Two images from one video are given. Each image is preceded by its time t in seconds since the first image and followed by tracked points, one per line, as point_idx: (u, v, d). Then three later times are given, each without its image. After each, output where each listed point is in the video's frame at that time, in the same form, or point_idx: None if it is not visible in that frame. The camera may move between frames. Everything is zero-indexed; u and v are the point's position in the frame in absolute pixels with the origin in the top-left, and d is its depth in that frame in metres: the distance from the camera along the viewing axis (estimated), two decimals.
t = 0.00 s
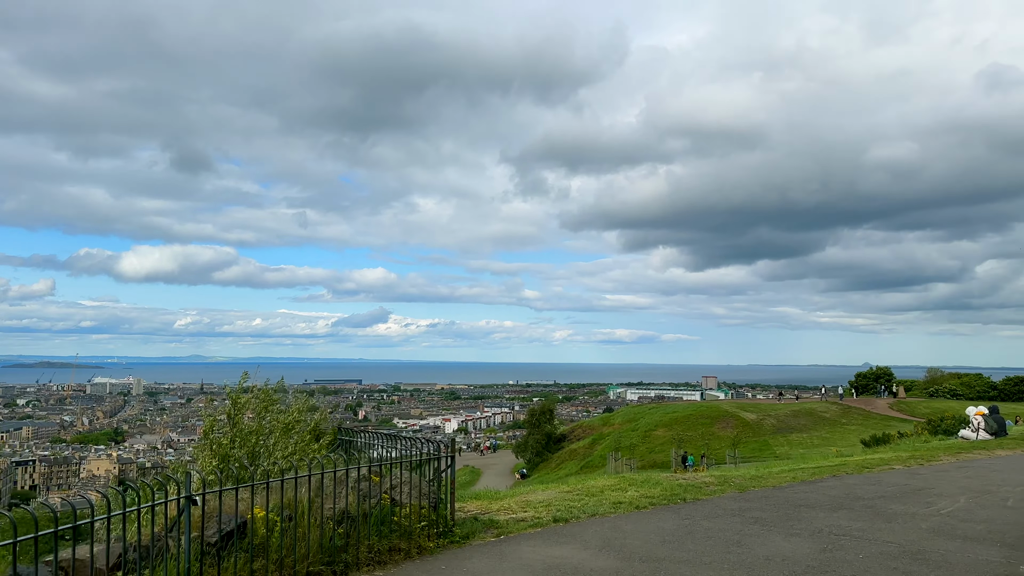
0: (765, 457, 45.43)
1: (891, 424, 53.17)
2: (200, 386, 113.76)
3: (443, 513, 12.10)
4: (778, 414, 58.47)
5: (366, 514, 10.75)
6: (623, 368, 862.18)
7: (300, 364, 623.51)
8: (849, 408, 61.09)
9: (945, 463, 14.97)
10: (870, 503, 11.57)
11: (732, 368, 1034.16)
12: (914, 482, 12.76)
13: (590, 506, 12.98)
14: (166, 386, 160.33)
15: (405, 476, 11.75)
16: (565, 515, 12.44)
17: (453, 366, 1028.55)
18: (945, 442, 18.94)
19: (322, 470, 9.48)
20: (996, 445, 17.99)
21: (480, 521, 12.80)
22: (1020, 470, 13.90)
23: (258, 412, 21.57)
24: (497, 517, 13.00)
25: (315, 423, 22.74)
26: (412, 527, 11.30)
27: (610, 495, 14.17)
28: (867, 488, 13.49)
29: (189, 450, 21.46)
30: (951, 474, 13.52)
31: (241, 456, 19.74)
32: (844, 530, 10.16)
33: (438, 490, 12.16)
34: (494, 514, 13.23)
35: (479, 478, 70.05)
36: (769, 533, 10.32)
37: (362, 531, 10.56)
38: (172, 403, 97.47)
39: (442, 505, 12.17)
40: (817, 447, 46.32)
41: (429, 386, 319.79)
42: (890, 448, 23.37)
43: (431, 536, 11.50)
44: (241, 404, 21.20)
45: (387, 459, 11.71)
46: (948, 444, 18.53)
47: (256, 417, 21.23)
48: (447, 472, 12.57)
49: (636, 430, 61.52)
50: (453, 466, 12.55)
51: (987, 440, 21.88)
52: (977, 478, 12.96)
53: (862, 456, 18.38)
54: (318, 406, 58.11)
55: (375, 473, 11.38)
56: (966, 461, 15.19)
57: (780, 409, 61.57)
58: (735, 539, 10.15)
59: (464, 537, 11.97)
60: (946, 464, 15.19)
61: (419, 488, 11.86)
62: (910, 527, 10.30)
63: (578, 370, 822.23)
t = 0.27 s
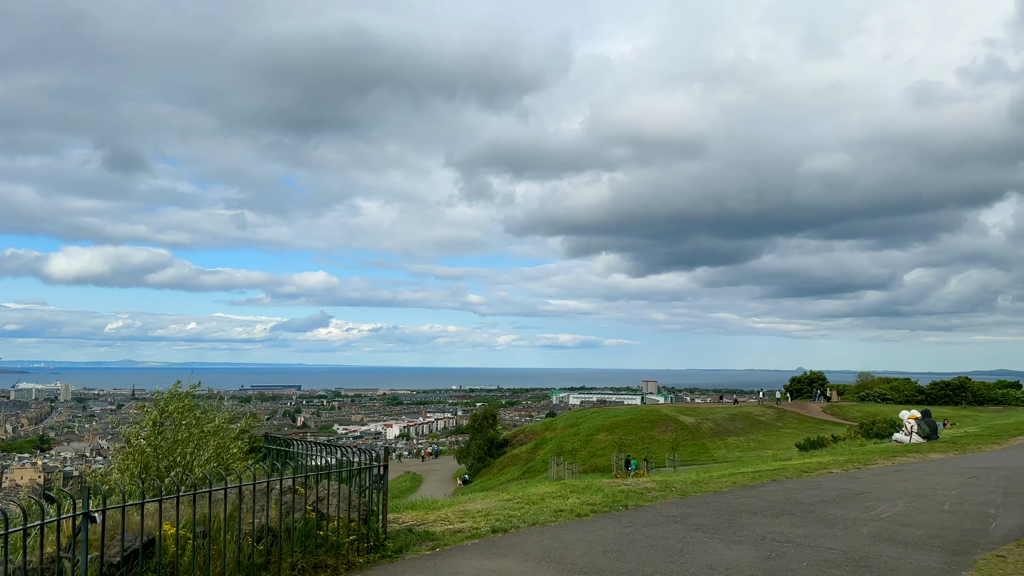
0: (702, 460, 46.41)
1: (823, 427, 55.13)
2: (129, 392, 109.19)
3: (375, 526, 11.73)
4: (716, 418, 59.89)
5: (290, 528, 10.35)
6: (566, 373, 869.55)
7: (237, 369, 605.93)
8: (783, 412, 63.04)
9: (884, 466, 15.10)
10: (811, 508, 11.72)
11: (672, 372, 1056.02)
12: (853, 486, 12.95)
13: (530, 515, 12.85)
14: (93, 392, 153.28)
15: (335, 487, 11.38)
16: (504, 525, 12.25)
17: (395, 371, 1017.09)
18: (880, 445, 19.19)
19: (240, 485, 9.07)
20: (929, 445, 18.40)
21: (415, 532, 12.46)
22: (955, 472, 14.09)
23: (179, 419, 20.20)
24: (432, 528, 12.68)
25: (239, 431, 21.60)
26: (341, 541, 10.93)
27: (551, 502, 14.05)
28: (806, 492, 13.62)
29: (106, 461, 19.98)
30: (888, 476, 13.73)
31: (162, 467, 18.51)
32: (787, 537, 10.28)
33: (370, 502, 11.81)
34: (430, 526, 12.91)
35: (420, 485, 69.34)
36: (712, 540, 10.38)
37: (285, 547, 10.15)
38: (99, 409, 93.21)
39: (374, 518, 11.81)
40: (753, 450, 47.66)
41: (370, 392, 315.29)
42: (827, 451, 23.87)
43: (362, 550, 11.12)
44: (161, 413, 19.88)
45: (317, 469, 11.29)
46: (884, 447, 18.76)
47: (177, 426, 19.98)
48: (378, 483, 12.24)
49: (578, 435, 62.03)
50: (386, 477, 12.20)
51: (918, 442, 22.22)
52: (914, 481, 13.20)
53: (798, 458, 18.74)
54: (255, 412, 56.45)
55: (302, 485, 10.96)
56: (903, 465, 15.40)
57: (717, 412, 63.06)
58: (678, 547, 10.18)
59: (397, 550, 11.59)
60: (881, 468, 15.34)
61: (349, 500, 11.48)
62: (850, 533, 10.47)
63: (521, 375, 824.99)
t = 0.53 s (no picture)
0: (640, 465, 47.28)
1: (755, 431, 56.75)
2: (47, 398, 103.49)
3: (301, 544, 11.32)
4: (653, 422, 60.94)
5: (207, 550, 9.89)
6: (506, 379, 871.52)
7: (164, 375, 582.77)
8: (718, 416, 64.76)
9: (820, 470, 14.86)
10: (753, 518, 11.74)
11: (609, 377, 1071.99)
12: (793, 493, 12.94)
13: (468, 529, 12.61)
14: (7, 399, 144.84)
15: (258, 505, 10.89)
16: (440, 540, 11.97)
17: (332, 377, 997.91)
18: (815, 449, 19.08)
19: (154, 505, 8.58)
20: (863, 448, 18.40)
21: (345, 551, 12.00)
22: (889, 476, 13.98)
23: (92, 431, 18.76)
24: (364, 546, 12.24)
25: (158, 439, 20.35)
26: (262, 563, 10.50)
27: (489, 515, 13.84)
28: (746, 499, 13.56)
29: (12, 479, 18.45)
30: (825, 481, 13.75)
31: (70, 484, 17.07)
32: (729, 549, 10.30)
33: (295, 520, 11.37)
34: (362, 543, 12.49)
35: (356, 493, 68.08)
36: (655, 553, 10.36)
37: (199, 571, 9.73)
38: (15, 417, 88.07)
39: (298, 536, 11.40)
40: (687, 454, 48.71)
41: (306, 399, 308.19)
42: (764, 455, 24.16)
43: (284, 572, 10.70)
44: (74, 423, 18.52)
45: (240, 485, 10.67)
46: (818, 450, 18.59)
47: (92, 439, 18.52)
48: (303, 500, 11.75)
49: (517, 440, 62.12)
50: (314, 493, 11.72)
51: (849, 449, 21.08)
52: (851, 486, 13.21)
53: (735, 463, 18.97)
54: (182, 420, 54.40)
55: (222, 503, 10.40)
56: (839, 467, 15.20)
57: (654, 417, 64.24)
58: (621, 562, 10.13)
59: (325, 571, 11.19)
60: (817, 472, 15.03)
61: (272, 518, 11.03)
62: (792, 543, 10.50)
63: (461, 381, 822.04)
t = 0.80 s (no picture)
0: (575, 470, 47.60)
1: (688, 436, 57.93)
2: None
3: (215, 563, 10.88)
4: (589, 428, 61.52)
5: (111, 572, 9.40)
6: (443, 384, 866.54)
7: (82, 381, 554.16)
8: (652, 421, 65.90)
9: (756, 477, 14.55)
10: (692, 525, 11.58)
11: (546, 383, 1079.83)
12: (730, 501, 12.73)
13: (400, 544, 12.29)
14: None
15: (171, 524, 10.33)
16: (369, 556, 11.61)
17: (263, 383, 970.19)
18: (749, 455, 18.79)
19: (57, 523, 7.80)
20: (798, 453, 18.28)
21: (268, 569, 11.43)
22: (823, 482, 13.72)
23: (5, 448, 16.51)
24: (287, 563, 11.71)
25: (70, 451, 18.98)
26: None
27: (424, 527, 13.55)
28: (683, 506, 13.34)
29: None
30: (761, 488, 13.55)
31: None
32: (668, 558, 10.13)
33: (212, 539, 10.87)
34: (287, 560, 11.98)
35: (287, 503, 66.21)
36: (596, 566, 10.21)
37: None
38: None
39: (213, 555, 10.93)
40: (622, 459, 49.36)
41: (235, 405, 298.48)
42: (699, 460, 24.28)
43: None
44: None
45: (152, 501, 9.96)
46: (753, 455, 18.29)
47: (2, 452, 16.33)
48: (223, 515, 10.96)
49: (453, 447, 61.63)
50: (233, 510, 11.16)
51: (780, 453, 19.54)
52: (786, 493, 12.99)
53: (670, 468, 19.10)
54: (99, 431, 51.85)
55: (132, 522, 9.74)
56: (774, 473, 14.91)
57: (590, 422, 64.87)
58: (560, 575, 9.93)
59: None
60: (754, 479, 14.74)
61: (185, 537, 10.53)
62: (732, 552, 10.27)
63: (398, 387, 813.55)
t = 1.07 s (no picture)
0: (512, 476, 47.59)
1: (621, 441, 58.78)
2: None
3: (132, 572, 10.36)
4: (524, 433, 61.62)
5: None
6: (378, 390, 854.28)
7: None
8: (587, 426, 66.58)
9: (693, 481, 14.23)
10: (633, 533, 11.44)
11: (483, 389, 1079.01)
12: (671, 506, 12.53)
13: (331, 559, 11.86)
14: None
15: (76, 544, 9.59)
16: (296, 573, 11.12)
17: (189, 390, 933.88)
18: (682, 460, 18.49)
19: None
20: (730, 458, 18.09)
21: None
22: (758, 486, 13.45)
23: None
24: None
25: None
26: None
27: (356, 540, 13.12)
28: (622, 512, 13.01)
29: None
30: (700, 492, 13.27)
31: None
32: (610, 569, 9.96)
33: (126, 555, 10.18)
34: None
35: (213, 512, 63.81)
36: None
37: None
38: None
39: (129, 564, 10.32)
40: (557, 464, 49.63)
41: (158, 412, 285.99)
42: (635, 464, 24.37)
43: None
44: None
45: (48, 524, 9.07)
46: (687, 461, 18.00)
47: None
48: (132, 531, 10.08)
49: (387, 454, 60.63)
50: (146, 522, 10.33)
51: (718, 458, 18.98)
52: (724, 497, 12.74)
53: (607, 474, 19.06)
54: (14, 448, 48.94)
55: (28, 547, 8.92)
56: (712, 476, 14.65)
57: (526, 428, 65.00)
58: None
59: None
60: (690, 483, 14.45)
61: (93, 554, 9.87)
62: (676, 560, 10.09)
63: (331, 393, 797.27)
